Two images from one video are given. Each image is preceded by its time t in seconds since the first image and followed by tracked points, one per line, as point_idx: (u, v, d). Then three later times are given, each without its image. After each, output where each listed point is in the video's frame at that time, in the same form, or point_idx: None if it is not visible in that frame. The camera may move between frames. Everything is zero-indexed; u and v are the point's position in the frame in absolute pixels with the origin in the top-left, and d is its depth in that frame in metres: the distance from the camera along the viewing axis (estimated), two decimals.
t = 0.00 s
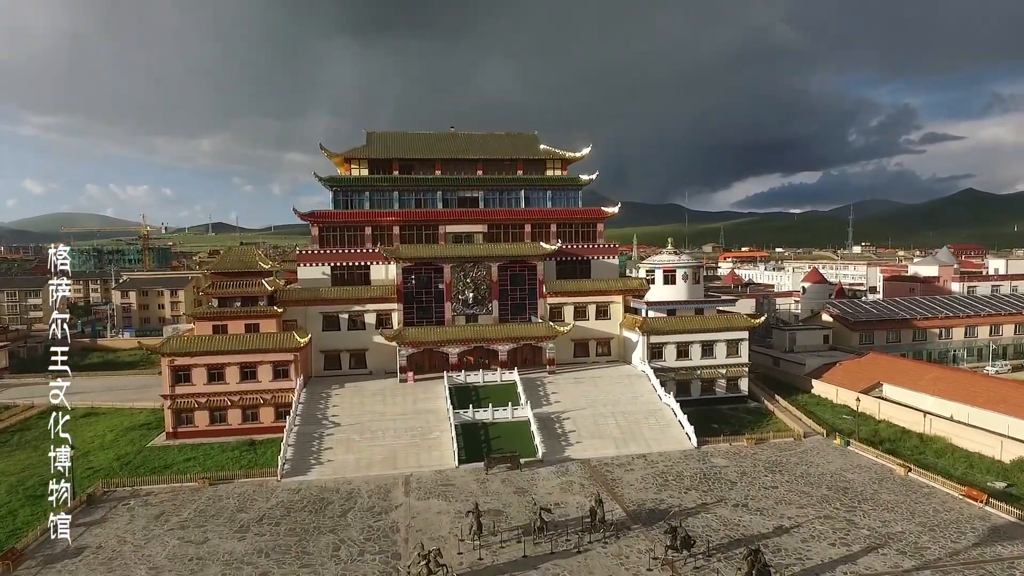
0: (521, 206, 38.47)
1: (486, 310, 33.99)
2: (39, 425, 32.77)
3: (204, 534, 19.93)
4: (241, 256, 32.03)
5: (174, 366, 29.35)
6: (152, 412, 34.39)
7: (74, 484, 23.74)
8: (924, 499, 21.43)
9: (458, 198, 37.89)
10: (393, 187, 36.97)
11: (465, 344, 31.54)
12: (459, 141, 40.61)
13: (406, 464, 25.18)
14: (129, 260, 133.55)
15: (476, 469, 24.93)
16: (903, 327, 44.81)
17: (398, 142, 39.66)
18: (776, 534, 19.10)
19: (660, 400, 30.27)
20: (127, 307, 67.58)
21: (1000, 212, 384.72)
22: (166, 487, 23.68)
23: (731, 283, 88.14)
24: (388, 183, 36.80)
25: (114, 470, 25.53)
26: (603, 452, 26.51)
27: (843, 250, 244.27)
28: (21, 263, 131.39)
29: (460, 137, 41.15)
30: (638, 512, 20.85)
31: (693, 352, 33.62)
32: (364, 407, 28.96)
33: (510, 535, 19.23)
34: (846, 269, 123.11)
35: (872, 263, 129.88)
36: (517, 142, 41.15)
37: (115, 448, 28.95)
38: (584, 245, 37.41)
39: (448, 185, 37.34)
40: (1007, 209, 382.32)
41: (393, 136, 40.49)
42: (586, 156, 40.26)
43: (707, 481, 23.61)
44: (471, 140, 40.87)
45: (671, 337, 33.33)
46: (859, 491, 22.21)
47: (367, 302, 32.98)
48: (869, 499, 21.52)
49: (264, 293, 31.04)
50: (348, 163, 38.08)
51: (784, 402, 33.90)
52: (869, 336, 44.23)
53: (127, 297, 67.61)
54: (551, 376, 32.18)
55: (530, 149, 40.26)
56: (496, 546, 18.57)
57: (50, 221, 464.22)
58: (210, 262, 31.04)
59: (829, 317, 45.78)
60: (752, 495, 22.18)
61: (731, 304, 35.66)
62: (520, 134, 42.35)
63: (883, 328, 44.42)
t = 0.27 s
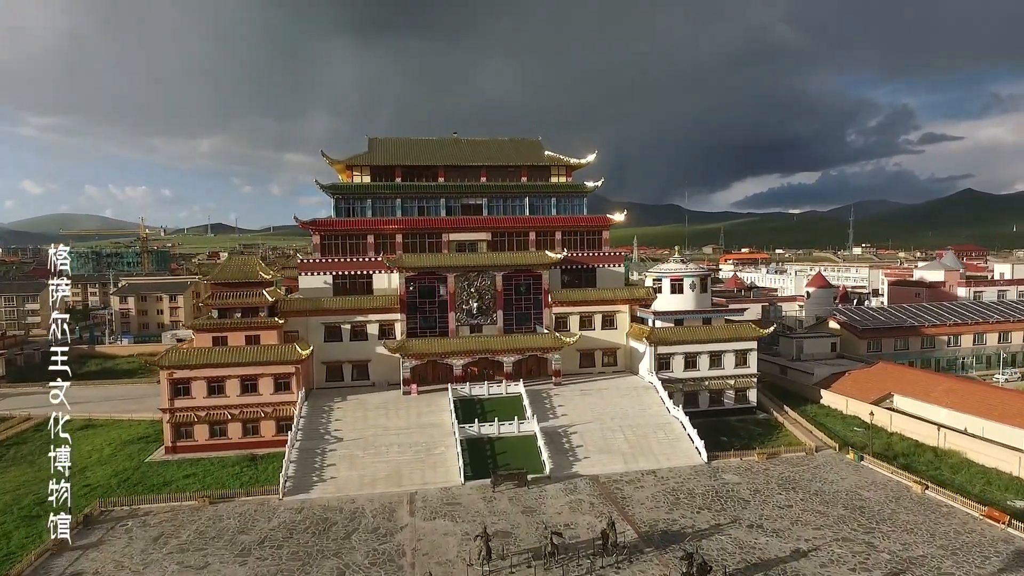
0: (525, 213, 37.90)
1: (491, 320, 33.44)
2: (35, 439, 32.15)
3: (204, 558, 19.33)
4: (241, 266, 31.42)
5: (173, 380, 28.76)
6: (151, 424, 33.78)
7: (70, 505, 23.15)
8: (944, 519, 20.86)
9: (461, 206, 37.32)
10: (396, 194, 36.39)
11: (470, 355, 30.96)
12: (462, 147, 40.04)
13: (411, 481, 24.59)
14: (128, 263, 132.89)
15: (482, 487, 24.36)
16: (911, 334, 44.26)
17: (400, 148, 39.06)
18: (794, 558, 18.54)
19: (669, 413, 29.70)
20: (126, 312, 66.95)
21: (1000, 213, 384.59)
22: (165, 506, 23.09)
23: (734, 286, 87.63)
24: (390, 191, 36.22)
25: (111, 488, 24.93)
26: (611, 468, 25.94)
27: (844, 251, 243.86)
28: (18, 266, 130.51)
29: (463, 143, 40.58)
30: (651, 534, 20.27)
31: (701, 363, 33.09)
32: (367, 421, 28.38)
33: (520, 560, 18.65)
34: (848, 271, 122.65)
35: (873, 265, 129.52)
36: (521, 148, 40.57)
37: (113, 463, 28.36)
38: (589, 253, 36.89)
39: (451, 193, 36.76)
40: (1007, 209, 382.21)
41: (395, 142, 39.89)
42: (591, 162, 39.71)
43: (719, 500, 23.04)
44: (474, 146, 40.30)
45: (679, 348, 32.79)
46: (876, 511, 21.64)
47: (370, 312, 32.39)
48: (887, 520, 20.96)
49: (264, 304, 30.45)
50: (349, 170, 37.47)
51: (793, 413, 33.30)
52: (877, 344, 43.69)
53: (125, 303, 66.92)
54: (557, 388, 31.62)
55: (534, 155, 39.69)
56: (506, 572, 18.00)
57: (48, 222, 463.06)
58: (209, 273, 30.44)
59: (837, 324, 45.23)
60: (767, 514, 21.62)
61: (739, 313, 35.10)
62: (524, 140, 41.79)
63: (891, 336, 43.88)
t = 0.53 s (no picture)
0: (527, 221, 37.37)
1: (493, 331, 32.91)
2: (28, 454, 31.50)
3: None
4: (239, 278, 30.83)
5: (169, 394, 28.16)
6: (146, 437, 33.13)
7: (63, 527, 22.51)
8: (960, 540, 20.36)
9: (462, 214, 36.76)
10: (396, 202, 35.82)
11: (472, 368, 30.39)
12: (462, 153, 39.48)
13: (413, 500, 24.01)
14: (124, 267, 131.97)
15: (486, 505, 23.78)
16: (916, 342, 43.83)
17: (400, 155, 38.50)
18: None
19: (674, 426, 29.18)
20: (121, 319, 66.25)
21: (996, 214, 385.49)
22: (160, 527, 22.47)
23: (734, 291, 87.25)
24: (390, 199, 35.65)
25: (105, 508, 24.31)
26: (618, 484, 25.40)
27: (842, 253, 243.97)
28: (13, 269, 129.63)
29: (463, 149, 40.03)
30: (661, 557, 19.72)
31: (707, 374, 32.64)
32: (367, 436, 27.79)
33: None
34: (847, 275, 122.38)
35: (872, 269, 129.20)
36: (522, 154, 40.03)
37: (107, 480, 27.72)
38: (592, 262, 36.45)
39: (452, 201, 36.20)
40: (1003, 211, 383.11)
41: (395, 149, 39.31)
42: (594, 169, 39.19)
43: (729, 519, 22.52)
44: (475, 153, 39.75)
45: (684, 359, 32.31)
46: (890, 531, 21.13)
47: (370, 324, 31.80)
48: (902, 541, 20.45)
49: (263, 316, 29.86)
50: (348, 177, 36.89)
51: (800, 425, 32.79)
52: (881, 352, 43.26)
53: (120, 309, 66.25)
54: (561, 401, 31.09)
55: (536, 162, 39.16)
56: None
57: (43, 224, 461.16)
58: (206, 284, 29.82)
59: (840, 331, 44.81)
60: (778, 535, 21.10)
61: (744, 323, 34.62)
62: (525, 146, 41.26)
63: (896, 343, 43.45)
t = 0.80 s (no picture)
0: (521, 229, 36.83)
1: (488, 342, 32.34)
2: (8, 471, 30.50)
3: None
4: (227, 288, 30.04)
5: (154, 409, 27.32)
6: (131, 452, 32.21)
7: (43, 552, 21.65)
8: (967, 560, 20.02)
9: (456, 222, 36.16)
10: (388, 210, 35.16)
11: (466, 380, 29.78)
12: (456, 160, 38.87)
13: (408, 519, 23.35)
14: (109, 270, 129.85)
15: (482, 525, 23.17)
16: (910, 349, 43.73)
17: (393, 162, 37.84)
18: None
19: (673, 439, 28.71)
20: (106, 325, 64.93)
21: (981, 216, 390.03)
22: (145, 551, 21.66)
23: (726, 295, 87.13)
24: (382, 207, 34.98)
25: (88, 531, 23.45)
26: (617, 501, 24.88)
27: (831, 255, 245.42)
28: None
29: (456, 156, 39.42)
30: None
31: (704, 385, 32.25)
32: (360, 452, 27.11)
33: None
34: (837, 278, 122.92)
35: (861, 272, 129.87)
36: (516, 161, 39.50)
37: (90, 499, 26.83)
38: (587, 270, 36.00)
39: (446, 209, 35.60)
40: (987, 212, 387.68)
41: (386, 155, 38.64)
42: (589, 176, 38.73)
43: (732, 538, 22.07)
44: (468, 159, 39.15)
45: (682, 370, 31.89)
46: (895, 550, 20.76)
47: (362, 335, 31.11)
48: (908, 561, 20.09)
49: (252, 328, 29.09)
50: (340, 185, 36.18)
51: (798, 436, 32.46)
52: (876, 359, 43.12)
53: (105, 316, 64.89)
54: (557, 413, 30.56)
55: (530, 169, 38.64)
56: None
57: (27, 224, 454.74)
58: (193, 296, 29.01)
59: (835, 338, 44.64)
60: (782, 556, 20.67)
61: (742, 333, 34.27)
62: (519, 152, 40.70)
63: (891, 351, 43.31)
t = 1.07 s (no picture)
0: (519, 237, 36.26)
1: (485, 353, 31.74)
2: None
3: None
4: (219, 300, 29.31)
5: (144, 425, 26.59)
6: (120, 467, 31.44)
7: None
8: None
9: (453, 230, 35.56)
10: (384, 218, 34.49)
11: (464, 393, 29.15)
12: (453, 167, 38.24)
13: (406, 539, 22.71)
14: (99, 273, 128.16)
15: (483, 545, 22.55)
16: (910, 356, 43.44)
17: (388, 169, 37.17)
18: None
19: (676, 453, 28.20)
20: (96, 331, 63.84)
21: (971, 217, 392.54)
22: None
23: (722, 299, 86.85)
24: (378, 215, 34.30)
25: (75, 554, 22.69)
26: (620, 519, 24.32)
27: (824, 256, 246.15)
28: None
29: (453, 162, 38.78)
30: None
31: (706, 397, 31.78)
32: (356, 468, 26.46)
33: None
34: (832, 280, 122.96)
35: (856, 274, 129.95)
36: (514, 167, 38.91)
37: (78, 518, 26.09)
38: (586, 279, 35.47)
39: (443, 217, 34.97)
40: (978, 213, 390.22)
41: (382, 162, 37.97)
42: (587, 183, 38.20)
43: (738, 557, 21.56)
44: (465, 166, 38.54)
45: (683, 381, 31.41)
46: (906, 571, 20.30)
47: (357, 347, 30.44)
48: None
49: (244, 341, 28.39)
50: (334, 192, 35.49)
51: (801, 448, 32.05)
52: (876, 367, 42.78)
53: (95, 321, 63.78)
54: (557, 426, 30.01)
55: (528, 175, 38.05)
56: None
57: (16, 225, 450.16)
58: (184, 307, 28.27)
59: (835, 346, 44.30)
60: None
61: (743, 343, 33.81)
62: (517, 159, 40.11)
63: (890, 358, 42.99)
